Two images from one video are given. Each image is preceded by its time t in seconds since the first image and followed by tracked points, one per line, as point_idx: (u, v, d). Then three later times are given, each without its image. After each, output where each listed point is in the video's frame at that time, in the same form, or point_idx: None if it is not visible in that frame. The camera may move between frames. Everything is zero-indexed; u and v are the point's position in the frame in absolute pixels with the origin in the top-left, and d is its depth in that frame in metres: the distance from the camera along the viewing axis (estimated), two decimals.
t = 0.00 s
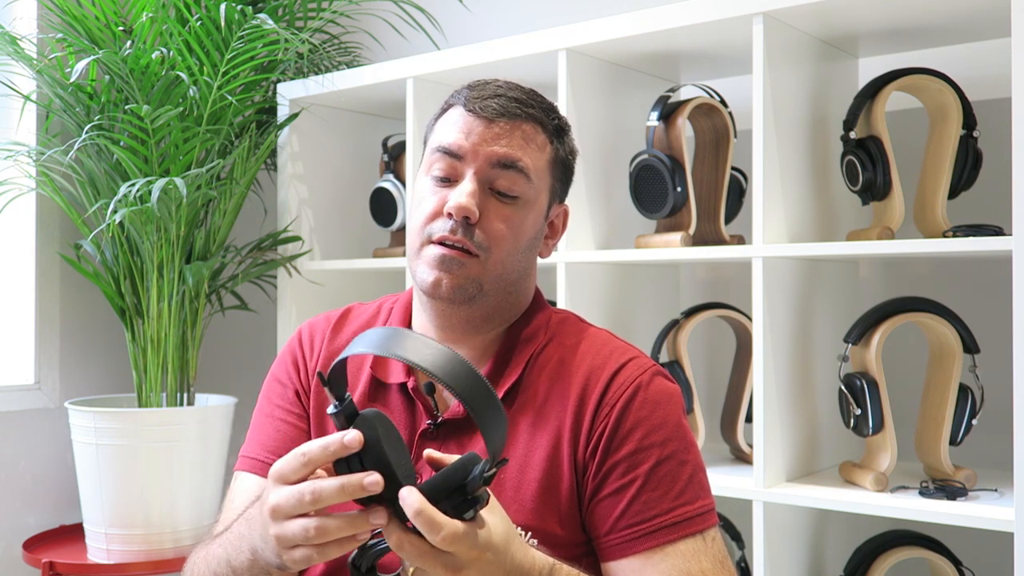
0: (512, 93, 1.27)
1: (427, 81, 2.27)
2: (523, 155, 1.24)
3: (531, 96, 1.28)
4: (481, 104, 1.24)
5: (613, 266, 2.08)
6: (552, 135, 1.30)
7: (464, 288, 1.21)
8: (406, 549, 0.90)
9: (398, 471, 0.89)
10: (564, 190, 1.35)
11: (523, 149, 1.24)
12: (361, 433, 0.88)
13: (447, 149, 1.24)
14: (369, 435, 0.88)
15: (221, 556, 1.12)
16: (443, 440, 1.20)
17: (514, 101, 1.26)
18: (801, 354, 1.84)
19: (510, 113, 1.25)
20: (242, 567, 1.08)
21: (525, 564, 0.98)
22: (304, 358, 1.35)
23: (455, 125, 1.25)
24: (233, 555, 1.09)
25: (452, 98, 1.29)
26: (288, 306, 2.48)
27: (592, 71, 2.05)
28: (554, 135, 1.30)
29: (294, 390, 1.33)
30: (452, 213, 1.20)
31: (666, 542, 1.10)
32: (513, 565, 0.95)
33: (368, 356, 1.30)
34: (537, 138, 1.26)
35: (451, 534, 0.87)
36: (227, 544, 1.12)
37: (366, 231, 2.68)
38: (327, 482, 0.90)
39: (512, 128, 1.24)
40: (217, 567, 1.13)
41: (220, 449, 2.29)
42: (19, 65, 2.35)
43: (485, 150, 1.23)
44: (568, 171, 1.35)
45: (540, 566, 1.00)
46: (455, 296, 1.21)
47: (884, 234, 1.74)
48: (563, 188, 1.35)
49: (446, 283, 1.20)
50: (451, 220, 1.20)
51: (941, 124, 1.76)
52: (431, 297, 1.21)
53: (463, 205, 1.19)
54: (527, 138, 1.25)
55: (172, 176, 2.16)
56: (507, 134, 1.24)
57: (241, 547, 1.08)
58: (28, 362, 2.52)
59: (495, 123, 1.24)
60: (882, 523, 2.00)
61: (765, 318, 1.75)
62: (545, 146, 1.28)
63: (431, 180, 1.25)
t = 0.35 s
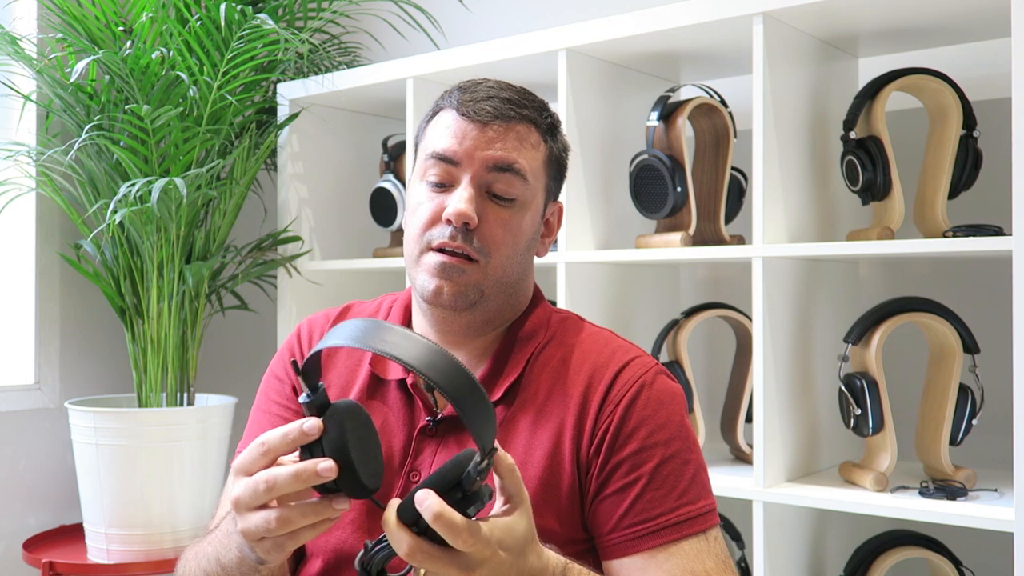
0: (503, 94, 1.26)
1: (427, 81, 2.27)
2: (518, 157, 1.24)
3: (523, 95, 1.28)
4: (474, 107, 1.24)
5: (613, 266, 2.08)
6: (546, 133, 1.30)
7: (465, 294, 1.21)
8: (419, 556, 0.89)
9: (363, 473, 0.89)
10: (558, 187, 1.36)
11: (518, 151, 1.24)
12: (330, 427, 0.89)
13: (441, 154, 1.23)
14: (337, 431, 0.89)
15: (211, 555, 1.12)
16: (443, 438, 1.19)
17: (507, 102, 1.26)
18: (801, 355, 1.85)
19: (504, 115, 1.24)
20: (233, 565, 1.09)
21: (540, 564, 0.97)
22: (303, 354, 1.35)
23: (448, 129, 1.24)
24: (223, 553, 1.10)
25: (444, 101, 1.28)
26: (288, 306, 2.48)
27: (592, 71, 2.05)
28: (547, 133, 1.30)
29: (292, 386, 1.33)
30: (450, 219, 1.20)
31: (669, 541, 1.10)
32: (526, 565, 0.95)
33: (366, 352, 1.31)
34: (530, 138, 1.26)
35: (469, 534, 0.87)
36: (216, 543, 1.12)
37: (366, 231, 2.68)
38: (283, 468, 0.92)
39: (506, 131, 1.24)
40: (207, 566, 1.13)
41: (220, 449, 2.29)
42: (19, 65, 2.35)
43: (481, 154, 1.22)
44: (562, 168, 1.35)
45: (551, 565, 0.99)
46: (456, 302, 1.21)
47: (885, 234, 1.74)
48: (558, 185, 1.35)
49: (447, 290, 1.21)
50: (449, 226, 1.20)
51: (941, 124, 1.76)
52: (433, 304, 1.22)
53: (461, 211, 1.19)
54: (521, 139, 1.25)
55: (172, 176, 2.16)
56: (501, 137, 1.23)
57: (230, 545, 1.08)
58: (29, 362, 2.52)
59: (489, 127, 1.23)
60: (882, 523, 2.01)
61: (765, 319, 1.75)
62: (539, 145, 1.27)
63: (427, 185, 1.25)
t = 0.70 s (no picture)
0: (506, 96, 1.26)
1: (427, 82, 2.27)
2: (521, 159, 1.24)
3: (525, 98, 1.28)
4: (477, 109, 1.24)
5: (613, 266, 2.08)
6: (548, 136, 1.30)
7: (467, 298, 1.21)
8: (422, 546, 0.90)
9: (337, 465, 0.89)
10: (559, 189, 1.36)
11: (521, 153, 1.24)
12: (297, 425, 0.88)
13: (444, 155, 1.23)
14: (305, 427, 0.88)
15: (206, 561, 1.11)
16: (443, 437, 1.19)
17: (510, 105, 1.26)
18: (801, 354, 1.85)
19: (507, 117, 1.24)
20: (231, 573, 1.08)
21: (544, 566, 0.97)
22: (302, 355, 1.35)
23: (450, 130, 1.24)
24: (220, 562, 1.09)
25: (447, 102, 1.28)
26: (288, 306, 2.48)
27: (592, 71, 2.05)
28: (549, 136, 1.30)
29: (291, 386, 1.33)
30: (453, 221, 1.20)
31: (669, 541, 1.10)
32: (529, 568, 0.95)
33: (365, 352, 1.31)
34: (533, 140, 1.26)
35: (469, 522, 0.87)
36: (211, 551, 1.11)
37: (366, 231, 2.68)
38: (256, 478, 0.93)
39: (509, 133, 1.24)
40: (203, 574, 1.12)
41: (220, 449, 2.29)
42: (19, 64, 2.35)
43: (483, 156, 1.22)
44: (563, 170, 1.35)
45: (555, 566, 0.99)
46: (458, 306, 1.21)
47: (884, 234, 1.74)
48: (558, 187, 1.35)
49: (449, 294, 1.21)
50: (451, 228, 1.20)
51: (941, 124, 1.76)
52: (434, 308, 1.22)
53: (464, 214, 1.19)
54: (524, 141, 1.25)
55: (172, 176, 2.16)
56: (504, 139, 1.23)
57: (226, 553, 1.08)
58: (29, 363, 2.52)
59: (492, 129, 1.23)
60: (882, 523, 2.01)
61: (765, 318, 1.75)
62: (542, 148, 1.27)
63: (428, 187, 1.25)
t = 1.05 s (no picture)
0: (512, 98, 1.26)
1: (427, 82, 2.27)
2: (526, 161, 1.24)
3: (530, 99, 1.28)
4: (482, 110, 1.24)
5: (613, 266, 2.08)
6: (552, 138, 1.30)
7: (470, 298, 1.21)
8: (425, 545, 0.90)
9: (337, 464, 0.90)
10: (562, 190, 1.36)
11: (527, 155, 1.24)
12: (296, 424, 0.88)
13: (448, 155, 1.23)
14: (305, 425, 0.88)
15: (207, 562, 1.11)
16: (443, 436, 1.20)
17: (516, 106, 1.26)
18: (801, 354, 1.85)
19: (513, 118, 1.24)
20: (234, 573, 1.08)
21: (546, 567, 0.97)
22: (301, 355, 1.35)
23: (455, 130, 1.24)
24: (221, 562, 1.09)
25: (452, 102, 1.28)
26: (288, 306, 2.48)
27: (592, 71, 2.05)
28: (553, 138, 1.30)
29: (290, 386, 1.33)
30: (457, 222, 1.20)
31: (669, 542, 1.10)
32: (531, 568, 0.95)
33: (365, 352, 1.31)
34: (538, 143, 1.26)
35: (479, 528, 0.88)
36: (212, 552, 1.11)
37: (366, 231, 2.68)
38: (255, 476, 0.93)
39: (515, 134, 1.24)
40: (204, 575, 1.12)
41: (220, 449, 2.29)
42: (19, 65, 2.35)
43: (489, 157, 1.22)
44: (566, 172, 1.36)
45: (555, 567, 0.99)
46: (462, 306, 1.21)
47: (884, 234, 1.74)
48: (561, 189, 1.36)
49: (453, 293, 1.21)
50: (455, 229, 1.20)
51: (941, 124, 1.76)
52: (437, 308, 1.22)
53: (468, 214, 1.19)
54: (529, 143, 1.25)
55: (172, 176, 2.16)
56: (510, 140, 1.23)
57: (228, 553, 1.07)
58: (29, 363, 2.52)
59: (498, 130, 1.23)
60: (882, 523, 2.01)
61: (765, 318, 1.75)
62: (545, 150, 1.28)
63: (432, 186, 1.25)
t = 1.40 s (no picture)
0: (511, 97, 1.26)
1: (427, 82, 2.27)
2: (522, 159, 1.24)
3: (529, 99, 1.28)
4: (480, 108, 1.24)
5: (613, 266, 2.08)
6: (550, 138, 1.30)
7: (461, 292, 1.21)
8: (451, 527, 0.89)
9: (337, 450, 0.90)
10: (561, 192, 1.36)
11: (523, 154, 1.24)
12: (298, 407, 0.89)
13: (446, 151, 1.23)
14: (307, 408, 0.89)
15: (208, 560, 1.11)
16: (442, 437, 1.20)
17: (514, 105, 1.26)
18: (801, 354, 1.84)
19: (510, 117, 1.24)
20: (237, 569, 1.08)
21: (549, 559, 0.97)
22: (301, 356, 1.35)
23: (453, 127, 1.24)
24: (224, 558, 1.09)
25: (451, 100, 1.28)
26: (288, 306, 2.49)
27: (592, 71, 2.05)
28: (552, 138, 1.30)
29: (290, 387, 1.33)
30: (449, 218, 1.19)
31: (669, 541, 1.10)
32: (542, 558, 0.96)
33: (364, 352, 1.31)
34: (535, 142, 1.26)
35: (503, 506, 0.89)
36: (213, 549, 1.11)
37: (366, 231, 2.68)
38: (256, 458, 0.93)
39: (512, 133, 1.24)
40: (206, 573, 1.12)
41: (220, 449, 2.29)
42: (19, 65, 2.35)
43: (484, 153, 1.22)
44: (566, 173, 1.36)
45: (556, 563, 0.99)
46: (452, 300, 1.20)
47: (884, 234, 1.74)
48: (561, 191, 1.36)
49: (443, 287, 1.20)
50: (447, 224, 1.20)
51: (941, 124, 1.76)
52: (429, 300, 1.21)
53: (461, 210, 1.18)
54: (526, 142, 1.25)
55: (172, 176, 2.16)
56: (506, 139, 1.23)
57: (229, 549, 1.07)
58: (29, 363, 2.52)
59: (495, 128, 1.23)
60: (882, 523, 2.01)
61: (765, 318, 1.75)
62: (543, 150, 1.28)
63: (429, 181, 1.25)
